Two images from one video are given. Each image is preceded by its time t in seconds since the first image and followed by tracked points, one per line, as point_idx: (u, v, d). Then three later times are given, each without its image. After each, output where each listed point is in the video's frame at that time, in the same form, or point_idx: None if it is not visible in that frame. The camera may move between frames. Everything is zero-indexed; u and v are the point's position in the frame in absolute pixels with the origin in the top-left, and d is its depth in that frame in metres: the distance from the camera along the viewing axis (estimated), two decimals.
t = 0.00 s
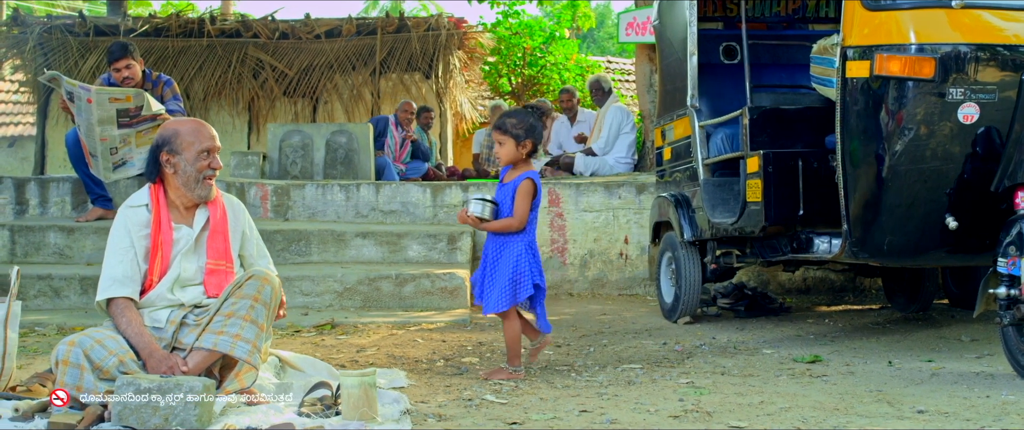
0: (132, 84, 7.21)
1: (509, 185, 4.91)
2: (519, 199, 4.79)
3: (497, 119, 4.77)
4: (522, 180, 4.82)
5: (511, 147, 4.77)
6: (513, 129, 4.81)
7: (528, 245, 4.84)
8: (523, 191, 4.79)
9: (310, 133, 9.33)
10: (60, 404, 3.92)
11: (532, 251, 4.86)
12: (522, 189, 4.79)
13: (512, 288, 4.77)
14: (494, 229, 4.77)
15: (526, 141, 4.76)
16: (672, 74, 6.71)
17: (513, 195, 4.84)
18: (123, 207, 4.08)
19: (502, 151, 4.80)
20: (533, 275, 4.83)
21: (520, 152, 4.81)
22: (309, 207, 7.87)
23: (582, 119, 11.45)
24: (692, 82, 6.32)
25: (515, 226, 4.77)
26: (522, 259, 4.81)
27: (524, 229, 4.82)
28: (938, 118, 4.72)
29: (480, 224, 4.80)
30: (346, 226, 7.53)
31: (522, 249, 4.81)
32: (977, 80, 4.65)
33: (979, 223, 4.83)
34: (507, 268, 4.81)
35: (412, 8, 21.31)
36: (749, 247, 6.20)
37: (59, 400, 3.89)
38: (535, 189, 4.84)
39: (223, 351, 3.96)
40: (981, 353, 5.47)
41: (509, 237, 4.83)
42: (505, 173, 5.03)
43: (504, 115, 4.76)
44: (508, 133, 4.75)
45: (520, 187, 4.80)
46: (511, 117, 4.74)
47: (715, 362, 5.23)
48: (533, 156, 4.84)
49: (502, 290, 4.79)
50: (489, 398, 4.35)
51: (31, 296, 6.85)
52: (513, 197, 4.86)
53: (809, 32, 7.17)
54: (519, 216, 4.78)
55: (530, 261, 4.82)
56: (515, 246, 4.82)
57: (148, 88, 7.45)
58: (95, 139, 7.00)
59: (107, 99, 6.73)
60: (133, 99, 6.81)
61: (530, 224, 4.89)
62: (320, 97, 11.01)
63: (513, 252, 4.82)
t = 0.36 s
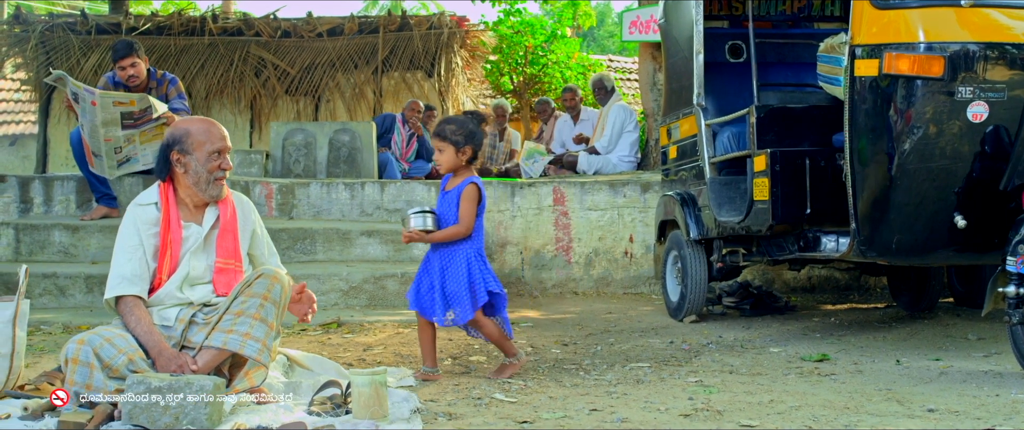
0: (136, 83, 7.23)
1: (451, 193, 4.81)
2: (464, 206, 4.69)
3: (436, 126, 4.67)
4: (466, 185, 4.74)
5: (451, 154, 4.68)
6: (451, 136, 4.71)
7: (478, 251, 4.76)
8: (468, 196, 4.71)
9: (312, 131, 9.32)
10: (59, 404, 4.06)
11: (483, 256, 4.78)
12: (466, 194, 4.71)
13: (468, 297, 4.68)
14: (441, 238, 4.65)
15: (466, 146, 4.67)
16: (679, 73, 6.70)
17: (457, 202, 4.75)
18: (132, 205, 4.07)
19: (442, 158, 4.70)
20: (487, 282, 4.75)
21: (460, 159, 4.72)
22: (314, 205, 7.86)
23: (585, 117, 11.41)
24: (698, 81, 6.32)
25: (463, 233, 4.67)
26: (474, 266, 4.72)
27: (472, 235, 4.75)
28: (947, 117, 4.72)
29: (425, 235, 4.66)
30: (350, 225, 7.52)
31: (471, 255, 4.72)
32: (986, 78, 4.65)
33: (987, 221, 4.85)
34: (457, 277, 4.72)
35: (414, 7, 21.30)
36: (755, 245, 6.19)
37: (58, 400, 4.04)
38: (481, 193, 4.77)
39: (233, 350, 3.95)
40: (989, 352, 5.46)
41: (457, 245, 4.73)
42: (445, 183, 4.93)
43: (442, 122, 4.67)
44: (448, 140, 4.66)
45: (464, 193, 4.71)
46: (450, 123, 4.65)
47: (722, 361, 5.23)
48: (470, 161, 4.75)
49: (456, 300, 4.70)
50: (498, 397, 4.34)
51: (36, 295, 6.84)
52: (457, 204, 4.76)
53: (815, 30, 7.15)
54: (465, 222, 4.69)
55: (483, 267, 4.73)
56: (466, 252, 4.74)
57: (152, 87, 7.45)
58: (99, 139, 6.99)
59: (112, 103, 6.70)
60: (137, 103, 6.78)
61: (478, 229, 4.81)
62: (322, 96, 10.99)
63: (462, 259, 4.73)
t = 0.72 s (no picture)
0: (141, 82, 7.25)
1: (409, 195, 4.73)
2: (423, 204, 4.61)
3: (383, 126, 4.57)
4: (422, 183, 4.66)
5: (401, 151, 4.58)
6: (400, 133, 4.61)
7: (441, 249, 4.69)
8: (425, 194, 4.62)
9: (316, 131, 9.30)
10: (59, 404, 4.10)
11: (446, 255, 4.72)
12: (423, 193, 4.62)
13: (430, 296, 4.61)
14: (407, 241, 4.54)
15: (416, 142, 4.57)
16: (685, 72, 6.70)
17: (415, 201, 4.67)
18: (142, 203, 4.05)
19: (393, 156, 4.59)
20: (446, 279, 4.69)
21: (412, 156, 4.62)
22: (319, 205, 7.85)
23: (588, 117, 11.41)
24: (705, 80, 6.30)
25: (427, 234, 4.59)
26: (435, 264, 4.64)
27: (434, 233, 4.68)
28: (956, 116, 4.72)
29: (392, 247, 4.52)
30: (356, 225, 7.52)
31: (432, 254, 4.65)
32: (995, 78, 4.65)
33: (997, 222, 4.85)
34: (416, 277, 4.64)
35: (415, 6, 21.29)
36: (762, 244, 6.20)
37: (59, 400, 4.09)
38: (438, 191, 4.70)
39: (243, 350, 3.93)
40: (997, 352, 5.46)
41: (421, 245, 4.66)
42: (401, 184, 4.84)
43: (388, 121, 4.57)
44: (396, 139, 4.55)
45: (420, 191, 4.63)
46: (395, 121, 4.55)
47: (731, 361, 5.22)
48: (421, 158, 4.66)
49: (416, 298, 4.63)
50: (508, 398, 4.33)
51: (41, 294, 6.83)
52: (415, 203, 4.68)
53: (821, 30, 7.13)
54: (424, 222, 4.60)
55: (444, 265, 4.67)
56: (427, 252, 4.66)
57: (158, 86, 7.46)
58: (104, 139, 6.97)
59: (116, 103, 6.68)
60: (141, 103, 6.80)
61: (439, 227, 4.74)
62: (324, 95, 10.97)
63: (424, 257, 4.66)
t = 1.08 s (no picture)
0: (148, 82, 7.23)
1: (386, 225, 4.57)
2: (405, 237, 4.48)
3: (344, 172, 4.33)
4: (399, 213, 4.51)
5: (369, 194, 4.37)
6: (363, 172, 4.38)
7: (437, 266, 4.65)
8: (405, 226, 4.48)
9: (320, 131, 9.29)
10: (59, 405, 4.14)
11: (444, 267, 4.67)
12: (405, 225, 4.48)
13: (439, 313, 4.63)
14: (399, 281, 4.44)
15: (382, 181, 4.35)
16: (692, 72, 6.70)
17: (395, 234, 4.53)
18: (161, 200, 4.01)
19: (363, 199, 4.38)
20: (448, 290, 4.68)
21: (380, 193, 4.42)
22: (325, 206, 7.84)
23: (592, 117, 11.41)
24: (712, 80, 6.31)
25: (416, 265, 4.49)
26: (435, 284, 4.61)
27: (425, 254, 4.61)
28: (967, 116, 4.72)
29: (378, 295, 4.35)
30: (362, 225, 7.51)
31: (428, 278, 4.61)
32: (1006, 78, 4.65)
33: (1007, 222, 4.85)
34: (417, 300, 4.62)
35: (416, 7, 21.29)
36: (770, 245, 6.20)
37: (59, 401, 4.13)
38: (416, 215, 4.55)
39: (257, 353, 3.97)
40: (1006, 352, 5.45)
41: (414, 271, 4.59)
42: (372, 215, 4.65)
43: (347, 165, 4.32)
44: (360, 183, 4.33)
45: (400, 224, 4.49)
46: (354, 164, 4.32)
47: (740, 362, 5.22)
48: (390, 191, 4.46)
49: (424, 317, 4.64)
50: (520, 398, 4.33)
51: (48, 295, 6.83)
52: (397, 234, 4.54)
53: (827, 30, 7.13)
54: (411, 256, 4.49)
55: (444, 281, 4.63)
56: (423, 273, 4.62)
57: (164, 87, 7.45)
58: (109, 140, 6.96)
59: (122, 102, 6.67)
60: (147, 103, 6.78)
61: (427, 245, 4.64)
62: (327, 96, 10.95)
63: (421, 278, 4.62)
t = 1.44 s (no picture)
0: (156, 82, 7.23)
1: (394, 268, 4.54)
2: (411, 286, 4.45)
3: (350, 228, 4.26)
4: (407, 260, 4.47)
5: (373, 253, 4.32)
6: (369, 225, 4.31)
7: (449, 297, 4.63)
8: (412, 274, 4.46)
9: (325, 131, 9.28)
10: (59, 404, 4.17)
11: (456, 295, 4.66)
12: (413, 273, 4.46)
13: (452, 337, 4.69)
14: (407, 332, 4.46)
15: (387, 237, 4.28)
16: (701, 72, 6.69)
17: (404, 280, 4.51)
18: (189, 199, 4.13)
19: (369, 255, 4.33)
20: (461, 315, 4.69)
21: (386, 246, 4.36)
22: (332, 206, 7.80)
23: (596, 117, 11.39)
24: (722, 80, 6.31)
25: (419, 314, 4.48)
26: (446, 312, 4.61)
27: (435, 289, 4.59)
28: (980, 116, 4.71)
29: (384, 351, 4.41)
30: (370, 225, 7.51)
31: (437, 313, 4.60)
32: (1019, 78, 4.65)
33: (1019, 222, 4.86)
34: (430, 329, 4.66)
35: (418, 7, 21.28)
36: (779, 245, 6.19)
37: (59, 400, 4.16)
38: (423, 258, 4.51)
39: (272, 354, 4.03)
40: (1018, 352, 5.45)
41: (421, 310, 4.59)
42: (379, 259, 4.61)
43: (353, 220, 4.24)
44: (366, 241, 4.27)
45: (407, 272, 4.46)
46: (358, 223, 4.23)
47: (752, 361, 5.21)
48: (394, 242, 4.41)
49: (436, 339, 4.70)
50: (534, 398, 4.33)
51: (56, 295, 6.82)
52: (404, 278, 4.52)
53: (836, 29, 7.12)
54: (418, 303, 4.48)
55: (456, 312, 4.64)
56: (433, 307, 4.61)
57: (171, 86, 7.43)
58: (117, 138, 6.95)
59: (129, 101, 6.71)
60: (154, 102, 6.81)
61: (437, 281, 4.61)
62: (331, 95, 10.94)
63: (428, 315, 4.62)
